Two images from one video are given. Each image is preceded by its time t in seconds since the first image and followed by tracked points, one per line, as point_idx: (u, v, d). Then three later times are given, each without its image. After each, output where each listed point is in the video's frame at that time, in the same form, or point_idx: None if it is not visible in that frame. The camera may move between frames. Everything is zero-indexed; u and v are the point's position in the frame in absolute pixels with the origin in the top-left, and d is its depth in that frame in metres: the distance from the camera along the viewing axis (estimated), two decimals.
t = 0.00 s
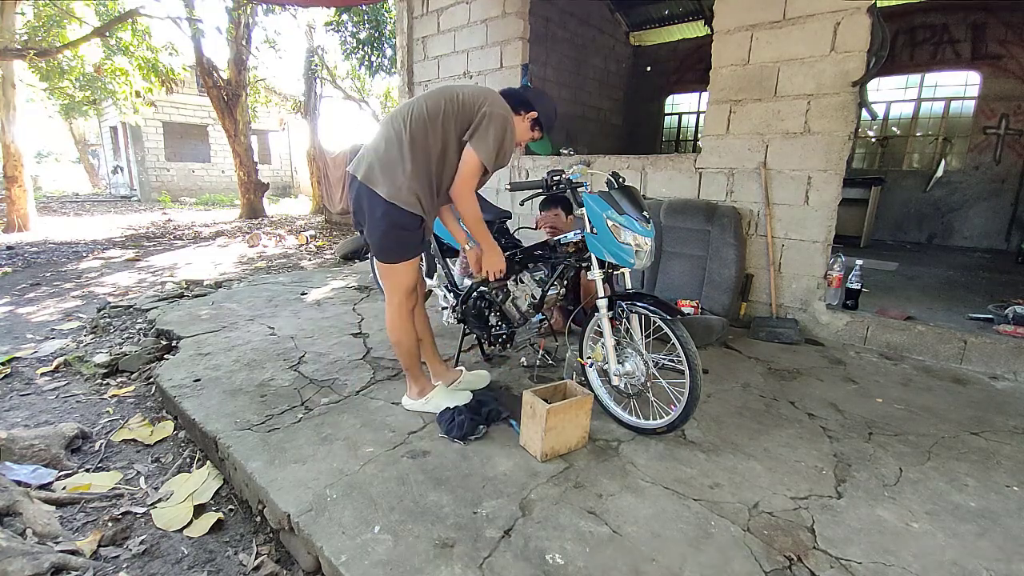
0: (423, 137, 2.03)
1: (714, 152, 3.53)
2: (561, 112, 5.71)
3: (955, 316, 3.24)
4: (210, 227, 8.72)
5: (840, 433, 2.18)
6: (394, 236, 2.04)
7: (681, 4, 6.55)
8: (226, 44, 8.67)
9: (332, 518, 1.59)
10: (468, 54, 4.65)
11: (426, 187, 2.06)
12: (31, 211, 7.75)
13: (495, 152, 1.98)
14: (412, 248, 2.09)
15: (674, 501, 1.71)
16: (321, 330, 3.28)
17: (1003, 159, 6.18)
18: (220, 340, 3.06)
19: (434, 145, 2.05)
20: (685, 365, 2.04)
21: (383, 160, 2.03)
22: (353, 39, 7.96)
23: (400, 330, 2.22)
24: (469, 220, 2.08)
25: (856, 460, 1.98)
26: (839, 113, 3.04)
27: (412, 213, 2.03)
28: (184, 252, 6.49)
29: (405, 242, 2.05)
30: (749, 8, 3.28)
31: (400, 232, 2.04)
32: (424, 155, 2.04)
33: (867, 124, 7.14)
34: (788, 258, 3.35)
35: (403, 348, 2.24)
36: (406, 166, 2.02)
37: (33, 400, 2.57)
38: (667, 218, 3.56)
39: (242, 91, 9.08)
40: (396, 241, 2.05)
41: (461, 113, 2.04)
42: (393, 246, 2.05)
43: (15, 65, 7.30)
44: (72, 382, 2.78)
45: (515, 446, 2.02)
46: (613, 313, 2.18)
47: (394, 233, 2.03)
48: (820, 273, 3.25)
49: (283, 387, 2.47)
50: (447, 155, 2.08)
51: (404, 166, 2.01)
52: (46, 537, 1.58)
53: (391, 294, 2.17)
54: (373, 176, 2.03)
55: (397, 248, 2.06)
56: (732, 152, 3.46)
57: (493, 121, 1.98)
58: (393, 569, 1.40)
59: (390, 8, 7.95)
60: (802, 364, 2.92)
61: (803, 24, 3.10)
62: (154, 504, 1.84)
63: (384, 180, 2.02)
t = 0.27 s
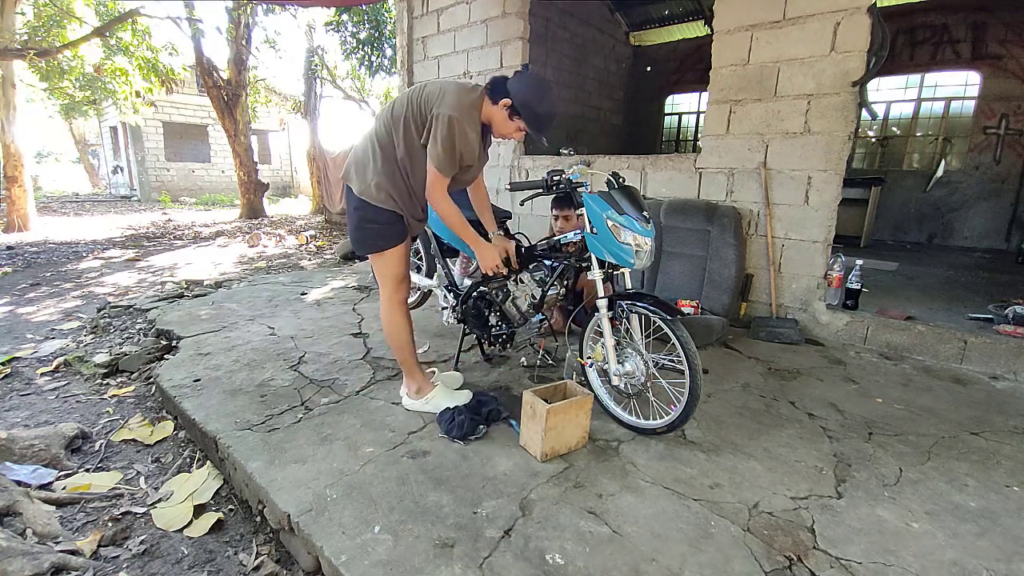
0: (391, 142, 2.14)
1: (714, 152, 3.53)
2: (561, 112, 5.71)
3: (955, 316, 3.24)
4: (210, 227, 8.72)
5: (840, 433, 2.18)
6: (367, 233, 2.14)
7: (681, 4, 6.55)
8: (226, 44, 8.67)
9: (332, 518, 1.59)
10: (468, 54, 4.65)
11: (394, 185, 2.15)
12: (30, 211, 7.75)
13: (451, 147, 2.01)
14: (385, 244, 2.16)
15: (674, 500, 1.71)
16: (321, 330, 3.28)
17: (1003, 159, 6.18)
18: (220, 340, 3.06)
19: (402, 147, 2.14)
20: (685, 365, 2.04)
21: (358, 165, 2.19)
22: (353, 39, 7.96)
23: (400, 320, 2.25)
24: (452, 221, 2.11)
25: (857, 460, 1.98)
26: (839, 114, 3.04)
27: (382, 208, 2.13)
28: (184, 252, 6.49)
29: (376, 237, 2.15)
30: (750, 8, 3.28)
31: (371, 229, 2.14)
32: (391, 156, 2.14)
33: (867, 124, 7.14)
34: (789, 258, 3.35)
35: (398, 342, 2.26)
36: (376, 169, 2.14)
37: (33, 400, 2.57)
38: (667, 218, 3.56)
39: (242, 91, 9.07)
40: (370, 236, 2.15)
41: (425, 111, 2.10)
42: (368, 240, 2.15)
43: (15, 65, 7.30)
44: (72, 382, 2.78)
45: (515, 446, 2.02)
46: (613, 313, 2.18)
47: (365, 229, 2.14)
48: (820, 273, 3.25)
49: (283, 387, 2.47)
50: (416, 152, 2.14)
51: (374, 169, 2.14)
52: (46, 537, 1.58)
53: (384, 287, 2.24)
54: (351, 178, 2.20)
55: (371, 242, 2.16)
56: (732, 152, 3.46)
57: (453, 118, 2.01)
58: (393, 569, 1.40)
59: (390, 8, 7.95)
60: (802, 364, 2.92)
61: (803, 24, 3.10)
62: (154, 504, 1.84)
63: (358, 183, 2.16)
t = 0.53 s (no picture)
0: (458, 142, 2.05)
1: (714, 152, 3.53)
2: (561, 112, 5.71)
3: (955, 316, 3.24)
4: (210, 227, 8.72)
5: (840, 433, 2.18)
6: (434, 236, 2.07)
7: (681, 4, 6.55)
8: (226, 44, 8.67)
9: (332, 518, 1.59)
10: (468, 54, 4.65)
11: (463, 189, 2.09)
12: (30, 211, 7.75)
13: (535, 161, 1.98)
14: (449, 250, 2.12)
15: (674, 500, 1.71)
16: (321, 330, 3.28)
17: (1003, 159, 6.18)
18: (220, 340, 3.06)
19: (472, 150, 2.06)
20: (685, 365, 2.04)
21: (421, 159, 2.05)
22: (354, 39, 7.96)
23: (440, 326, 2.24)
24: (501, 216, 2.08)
25: (857, 459, 1.98)
26: (839, 113, 3.04)
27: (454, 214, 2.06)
28: (184, 252, 6.49)
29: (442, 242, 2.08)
30: (750, 8, 3.28)
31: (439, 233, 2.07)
32: (461, 157, 2.07)
33: (867, 124, 7.14)
34: (788, 258, 3.35)
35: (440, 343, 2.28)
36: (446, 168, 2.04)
37: (33, 399, 2.57)
38: (667, 218, 3.57)
39: (242, 91, 9.08)
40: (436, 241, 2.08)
41: (503, 120, 2.07)
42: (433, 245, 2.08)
43: (15, 65, 7.30)
44: (72, 382, 2.78)
45: (515, 446, 2.02)
46: (614, 313, 2.18)
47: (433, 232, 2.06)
48: (820, 273, 3.25)
49: (283, 387, 2.47)
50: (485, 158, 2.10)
51: (445, 168, 2.04)
52: (46, 537, 1.58)
53: (431, 290, 2.18)
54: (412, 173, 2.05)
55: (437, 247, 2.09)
56: (732, 152, 3.46)
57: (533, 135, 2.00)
58: (393, 568, 1.40)
59: (390, 8, 7.95)
60: (802, 364, 2.92)
61: (803, 24, 3.10)
62: (154, 504, 1.84)
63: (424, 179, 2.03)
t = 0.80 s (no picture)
0: (509, 156, 2.22)
1: (714, 152, 3.53)
2: (561, 112, 5.71)
3: (955, 316, 3.24)
4: (210, 227, 8.72)
5: (840, 433, 2.18)
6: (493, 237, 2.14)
7: (681, 4, 6.56)
8: (226, 44, 8.67)
9: (331, 518, 1.59)
10: (468, 54, 4.65)
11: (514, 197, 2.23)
12: (30, 211, 7.75)
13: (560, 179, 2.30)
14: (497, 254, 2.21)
15: (674, 500, 1.71)
16: (321, 330, 3.28)
17: (1003, 159, 6.18)
18: (220, 340, 3.06)
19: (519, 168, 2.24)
20: (685, 365, 2.04)
21: (479, 164, 2.14)
22: (354, 39, 7.97)
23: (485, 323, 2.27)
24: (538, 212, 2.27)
25: (856, 459, 1.98)
26: (839, 114, 3.04)
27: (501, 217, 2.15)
28: (184, 252, 6.49)
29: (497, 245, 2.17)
30: (750, 8, 3.28)
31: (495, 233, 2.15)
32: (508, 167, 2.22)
33: (867, 124, 7.14)
34: (788, 258, 3.36)
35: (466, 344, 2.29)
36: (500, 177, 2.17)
37: (33, 399, 2.57)
38: (667, 218, 3.57)
39: (242, 91, 9.08)
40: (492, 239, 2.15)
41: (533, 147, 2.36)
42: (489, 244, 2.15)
43: (15, 65, 7.30)
44: (72, 382, 2.78)
45: (515, 446, 2.02)
46: (614, 313, 2.18)
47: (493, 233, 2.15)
48: (820, 273, 3.25)
49: (283, 387, 2.47)
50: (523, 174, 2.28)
51: (501, 176, 2.17)
52: (46, 537, 1.59)
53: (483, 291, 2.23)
54: (472, 174, 2.11)
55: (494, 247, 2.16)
56: (732, 152, 3.46)
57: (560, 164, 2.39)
58: (393, 568, 1.40)
59: (390, 8, 7.96)
60: (802, 364, 2.92)
61: (803, 24, 3.10)
62: (154, 504, 1.84)
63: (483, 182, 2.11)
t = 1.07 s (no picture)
0: (512, 154, 2.23)
1: (714, 152, 3.53)
2: (561, 112, 5.71)
3: (955, 316, 3.24)
4: (210, 227, 8.72)
5: (840, 433, 2.18)
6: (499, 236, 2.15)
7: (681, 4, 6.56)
8: (226, 44, 8.67)
9: (332, 518, 1.59)
10: (468, 54, 4.65)
11: (516, 196, 2.22)
12: (30, 211, 7.75)
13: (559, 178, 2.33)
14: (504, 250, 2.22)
15: (674, 500, 1.71)
16: (321, 330, 3.28)
17: (1003, 159, 6.18)
18: (220, 340, 3.06)
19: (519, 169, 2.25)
20: (685, 365, 2.04)
21: (482, 163, 2.16)
22: (354, 39, 7.97)
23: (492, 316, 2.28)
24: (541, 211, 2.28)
25: (856, 459, 1.98)
26: (839, 113, 3.04)
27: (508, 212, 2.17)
28: (184, 252, 6.49)
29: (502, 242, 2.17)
30: (750, 8, 3.28)
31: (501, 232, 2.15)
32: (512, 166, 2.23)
33: (867, 124, 7.14)
34: (788, 258, 3.36)
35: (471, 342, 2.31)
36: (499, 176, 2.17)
37: (33, 399, 2.57)
38: (667, 218, 3.56)
39: (242, 91, 9.08)
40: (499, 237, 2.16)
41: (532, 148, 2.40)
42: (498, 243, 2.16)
43: (15, 65, 7.30)
44: (72, 382, 2.78)
45: (515, 446, 2.02)
46: (614, 313, 2.18)
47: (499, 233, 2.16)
48: (820, 273, 3.25)
49: (283, 387, 2.47)
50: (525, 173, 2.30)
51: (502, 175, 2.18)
52: (46, 537, 1.58)
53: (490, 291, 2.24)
54: (475, 172, 2.13)
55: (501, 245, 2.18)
56: (732, 152, 3.46)
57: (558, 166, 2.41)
58: (393, 568, 1.40)
59: (390, 8, 7.95)
60: (802, 364, 2.92)
61: (803, 24, 3.10)
62: (154, 504, 1.84)
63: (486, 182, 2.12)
